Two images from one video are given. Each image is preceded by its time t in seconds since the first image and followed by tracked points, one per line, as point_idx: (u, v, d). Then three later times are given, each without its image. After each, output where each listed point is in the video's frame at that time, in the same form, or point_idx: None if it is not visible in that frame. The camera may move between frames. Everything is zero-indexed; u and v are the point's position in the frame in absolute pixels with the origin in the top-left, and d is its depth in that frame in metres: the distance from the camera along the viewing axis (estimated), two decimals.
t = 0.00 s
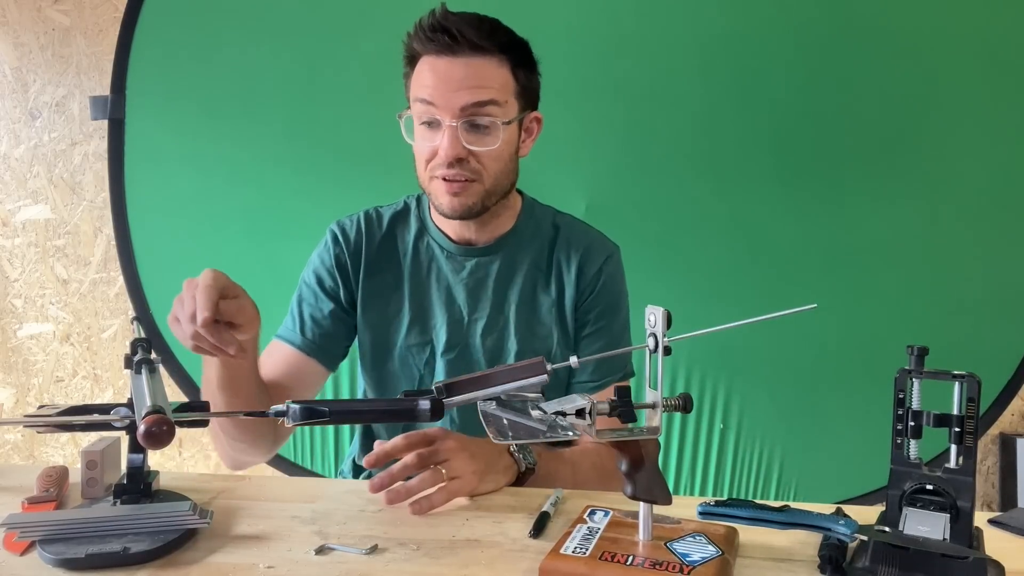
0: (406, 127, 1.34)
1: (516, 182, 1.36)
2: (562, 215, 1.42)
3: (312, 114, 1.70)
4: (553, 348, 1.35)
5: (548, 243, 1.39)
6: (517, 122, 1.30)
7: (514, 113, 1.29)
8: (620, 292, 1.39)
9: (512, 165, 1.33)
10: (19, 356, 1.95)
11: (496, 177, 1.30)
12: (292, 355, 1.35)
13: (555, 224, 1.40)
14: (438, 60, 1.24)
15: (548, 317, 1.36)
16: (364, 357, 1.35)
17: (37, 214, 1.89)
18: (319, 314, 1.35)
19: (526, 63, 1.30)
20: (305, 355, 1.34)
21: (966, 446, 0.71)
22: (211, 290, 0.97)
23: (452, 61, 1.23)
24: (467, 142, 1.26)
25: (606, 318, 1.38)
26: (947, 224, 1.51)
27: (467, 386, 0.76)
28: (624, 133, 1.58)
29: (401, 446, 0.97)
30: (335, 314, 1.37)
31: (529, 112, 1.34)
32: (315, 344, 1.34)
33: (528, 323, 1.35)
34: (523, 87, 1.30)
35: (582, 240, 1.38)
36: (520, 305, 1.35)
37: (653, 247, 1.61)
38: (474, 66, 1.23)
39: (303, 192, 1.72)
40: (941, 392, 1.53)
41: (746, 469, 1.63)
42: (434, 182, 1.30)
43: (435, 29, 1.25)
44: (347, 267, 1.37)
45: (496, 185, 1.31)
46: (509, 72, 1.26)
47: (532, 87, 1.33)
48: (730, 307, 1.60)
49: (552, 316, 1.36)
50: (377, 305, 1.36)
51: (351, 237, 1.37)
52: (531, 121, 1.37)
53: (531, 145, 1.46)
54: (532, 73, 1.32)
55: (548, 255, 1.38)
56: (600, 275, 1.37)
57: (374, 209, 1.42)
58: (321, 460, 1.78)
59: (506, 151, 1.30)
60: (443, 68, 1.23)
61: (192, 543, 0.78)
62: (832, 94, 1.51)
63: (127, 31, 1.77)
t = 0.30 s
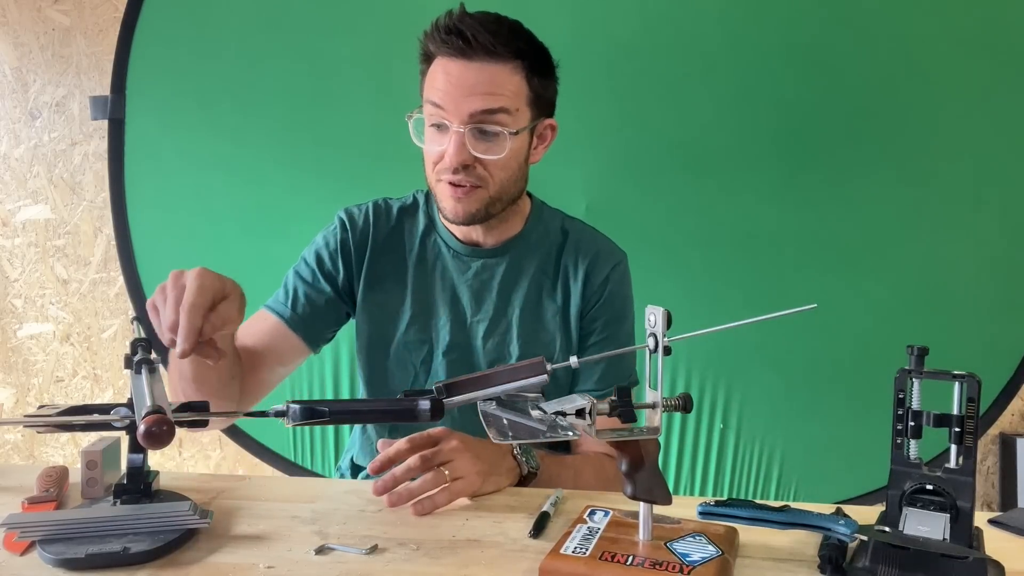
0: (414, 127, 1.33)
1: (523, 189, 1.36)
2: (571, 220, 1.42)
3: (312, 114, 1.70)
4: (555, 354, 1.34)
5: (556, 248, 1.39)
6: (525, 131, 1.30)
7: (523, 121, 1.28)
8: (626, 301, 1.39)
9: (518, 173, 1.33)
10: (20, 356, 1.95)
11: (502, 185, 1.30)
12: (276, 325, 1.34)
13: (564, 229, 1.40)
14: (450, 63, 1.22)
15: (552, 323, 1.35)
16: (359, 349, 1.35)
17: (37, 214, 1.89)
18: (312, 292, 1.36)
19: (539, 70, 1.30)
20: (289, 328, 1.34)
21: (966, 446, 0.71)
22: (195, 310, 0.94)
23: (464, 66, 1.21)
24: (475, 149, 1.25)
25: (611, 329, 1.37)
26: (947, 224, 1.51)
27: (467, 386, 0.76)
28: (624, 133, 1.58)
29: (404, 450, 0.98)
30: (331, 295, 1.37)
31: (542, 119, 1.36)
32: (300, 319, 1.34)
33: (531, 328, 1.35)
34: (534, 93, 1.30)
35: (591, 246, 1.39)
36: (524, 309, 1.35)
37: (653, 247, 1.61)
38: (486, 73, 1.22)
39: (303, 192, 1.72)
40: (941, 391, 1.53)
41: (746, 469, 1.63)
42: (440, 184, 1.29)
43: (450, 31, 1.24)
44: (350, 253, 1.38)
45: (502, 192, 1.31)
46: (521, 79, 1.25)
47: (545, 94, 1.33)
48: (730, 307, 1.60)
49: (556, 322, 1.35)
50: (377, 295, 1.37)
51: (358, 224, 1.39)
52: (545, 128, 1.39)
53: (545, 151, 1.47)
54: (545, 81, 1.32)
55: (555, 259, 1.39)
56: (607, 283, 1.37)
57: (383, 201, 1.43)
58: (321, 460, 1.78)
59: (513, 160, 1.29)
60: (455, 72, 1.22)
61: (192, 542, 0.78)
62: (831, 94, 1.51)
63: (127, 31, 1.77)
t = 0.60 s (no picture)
0: (427, 125, 1.33)
1: (534, 190, 1.36)
2: (581, 223, 1.43)
3: (312, 114, 1.70)
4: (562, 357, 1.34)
5: (566, 251, 1.39)
6: (538, 131, 1.30)
7: (535, 122, 1.28)
8: (634, 306, 1.39)
9: (530, 173, 1.32)
10: (20, 356, 1.95)
11: (513, 185, 1.29)
12: (272, 309, 1.33)
13: (574, 232, 1.41)
14: (463, 61, 1.23)
15: (560, 326, 1.35)
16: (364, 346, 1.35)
17: (37, 214, 1.89)
18: (314, 281, 1.36)
19: (553, 70, 1.30)
20: (286, 315, 1.33)
21: (966, 446, 0.71)
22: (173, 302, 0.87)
23: (477, 64, 1.22)
24: (487, 149, 1.25)
25: (619, 334, 1.37)
26: (947, 224, 1.51)
27: (468, 386, 0.76)
28: (624, 133, 1.58)
29: (406, 450, 0.99)
30: (333, 287, 1.37)
31: (555, 119, 1.36)
32: (299, 305, 1.34)
33: (539, 330, 1.35)
34: (548, 93, 1.30)
35: (601, 250, 1.39)
36: (533, 311, 1.35)
37: (653, 247, 1.61)
38: (499, 72, 1.22)
39: (303, 192, 1.72)
40: (940, 391, 1.53)
41: (746, 469, 1.63)
42: (451, 183, 1.29)
43: (465, 30, 1.25)
44: (358, 245, 1.38)
45: (513, 193, 1.30)
46: (534, 80, 1.26)
47: (558, 94, 1.34)
48: (729, 307, 1.60)
49: (564, 325, 1.35)
50: (383, 290, 1.37)
51: (369, 216, 1.39)
52: (558, 129, 1.39)
53: (558, 153, 1.47)
54: (559, 81, 1.33)
55: (564, 262, 1.39)
56: (616, 287, 1.38)
57: (394, 196, 1.44)
58: (320, 459, 1.79)
59: (525, 160, 1.29)
60: (468, 70, 1.22)
61: (192, 543, 0.78)
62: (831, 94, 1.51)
63: (127, 31, 1.77)
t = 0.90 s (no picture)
0: (441, 123, 1.33)
1: (546, 193, 1.36)
2: (590, 226, 1.43)
3: (312, 114, 1.70)
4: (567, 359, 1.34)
5: (574, 253, 1.39)
6: (553, 133, 1.30)
7: (549, 124, 1.29)
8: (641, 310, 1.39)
9: (541, 175, 1.32)
10: (20, 356, 1.95)
11: (525, 187, 1.29)
12: (268, 297, 1.33)
13: (583, 235, 1.41)
14: (481, 59, 1.23)
15: (567, 329, 1.35)
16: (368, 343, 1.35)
17: (37, 214, 1.88)
18: (315, 275, 1.36)
19: (569, 73, 1.31)
20: (282, 305, 1.33)
21: (966, 446, 0.71)
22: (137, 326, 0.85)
23: (495, 62, 1.23)
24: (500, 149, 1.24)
25: (624, 337, 1.37)
26: (947, 223, 1.51)
27: (468, 386, 0.76)
28: (624, 133, 1.58)
29: (409, 447, 0.99)
30: (334, 282, 1.37)
31: (570, 123, 1.37)
32: (297, 296, 1.34)
33: (545, 331, 1.35)
34: (564, 95, 1.31)
35: (610, 252, 1.39)
36: (539, 312, 1.35)
37: (653, 247, 1.61)
38: (517, 71, 1.22)
39: (303, 192, 1.72)
40: (940, 391, 1.53)
41: (746, 469, 1.63)
42: (463, 183, 1.28)
43: (484, 29, 1.25)
44: (364, 241, 1.38)
45: (524, 194, 1.30)
46: (551, 81, 1.27)
47: (573, 97, 1.35)
48: (730, 307, 1.60)
49: (571, 328, 1.35)
50: (388, 287, 1.37)
51: (376, 211, 1.40)
52: (572, 134, 1.39)
53: (571, 157, 1.48)
54: (575, 84, 1.34)
55: (572, 264, 1.39)
56: (623, 290, 1.38)
57: (403, 193, 1.45)
58: (320, 459, 1.79)
59: (537, 161, 1.29)
60: (486, 68, 1.23)
61: (192, 543, 0.78)
62: (831, 93, 1.51)
63: (127, 31, 1.77)
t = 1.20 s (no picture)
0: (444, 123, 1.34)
1: (551, 190, 1.36)
2: (600, 227, 1.43)
3: (312, 114, 1.70)
4: (570, 356, 1.34)
5: (582, 253, 1.39)
6: (554, 130, 1.30)
7: (550, 120, 1.29)
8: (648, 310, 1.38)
9: (544, 171, 1.32)
10: (20, 356, 1.95)
11: (528, 183, 1.29)
12: (289, 281, 1.37)
13: (592, 235, 1.41)
14: (480, 57, 1.24)
15: (571, 327, 1.35)
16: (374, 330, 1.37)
17: (37, 214, 1.88)
18: (331, 257, 1.39)
19: (570, 69, 1.31)
20: (301, 288, 1.36)
21: (966, 446, 0.71)
22: (109, 308, 0.87)
23: (493, 60, 1.23)
24: (501, 145, 1.25)
25: (631, 337, 1.36)
26: (946, 223, 1.51)
27: (467, 386, 0.76)
28: (624, 134, 1.58)
29: (408, 447, 0.99)
30: (351, 266, 1.40)
31: (573, 119, 1.36)
32: (314, 279, 1.37)
33: (549, 328, 1.35)
34: (565, 92, 1.31)
35: (618, 254, 1.39)
36: (544, 308, 1.35)
37: (653, 247, 1.61)
38: (515, 68, 1.23)
39: (303, 192, 1.72)
40: (940, 391, 1.53)
41: (746, 469, 1.63)
42: (466, 181, 1.29)
43: (482, 28, 1.26)
44: (382, 225, 1.41)
45: (527, 191, 1.30)
46: (551, 77, 1.27)
47: (576, 94, 1.34)
48: (730, 307, 1.60)
49: (576, 326, 1.35)
50: (401, 272, 1.39)
51: (394, 197, 1.42)
52: (577, 129, 1.39)
53: (577, 155, 1.47)
54: (577, 81, 1.34)
55: (580, 264, 1.39)
56: (630, 291, 1.37)
57: (422, 179, 1.47)
58: (320, 459, 1.79)
59: (540, 157, 1.30)
60: (484, 66, 1.23)
61: (192, 542, 0.78)
62: (831, 94, 1.51)
63: (128, 31, 1.77)
